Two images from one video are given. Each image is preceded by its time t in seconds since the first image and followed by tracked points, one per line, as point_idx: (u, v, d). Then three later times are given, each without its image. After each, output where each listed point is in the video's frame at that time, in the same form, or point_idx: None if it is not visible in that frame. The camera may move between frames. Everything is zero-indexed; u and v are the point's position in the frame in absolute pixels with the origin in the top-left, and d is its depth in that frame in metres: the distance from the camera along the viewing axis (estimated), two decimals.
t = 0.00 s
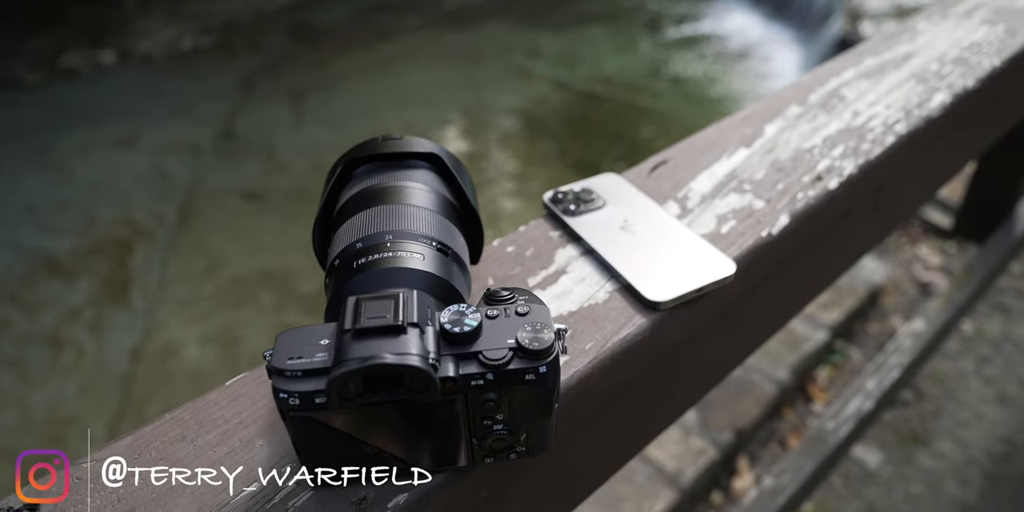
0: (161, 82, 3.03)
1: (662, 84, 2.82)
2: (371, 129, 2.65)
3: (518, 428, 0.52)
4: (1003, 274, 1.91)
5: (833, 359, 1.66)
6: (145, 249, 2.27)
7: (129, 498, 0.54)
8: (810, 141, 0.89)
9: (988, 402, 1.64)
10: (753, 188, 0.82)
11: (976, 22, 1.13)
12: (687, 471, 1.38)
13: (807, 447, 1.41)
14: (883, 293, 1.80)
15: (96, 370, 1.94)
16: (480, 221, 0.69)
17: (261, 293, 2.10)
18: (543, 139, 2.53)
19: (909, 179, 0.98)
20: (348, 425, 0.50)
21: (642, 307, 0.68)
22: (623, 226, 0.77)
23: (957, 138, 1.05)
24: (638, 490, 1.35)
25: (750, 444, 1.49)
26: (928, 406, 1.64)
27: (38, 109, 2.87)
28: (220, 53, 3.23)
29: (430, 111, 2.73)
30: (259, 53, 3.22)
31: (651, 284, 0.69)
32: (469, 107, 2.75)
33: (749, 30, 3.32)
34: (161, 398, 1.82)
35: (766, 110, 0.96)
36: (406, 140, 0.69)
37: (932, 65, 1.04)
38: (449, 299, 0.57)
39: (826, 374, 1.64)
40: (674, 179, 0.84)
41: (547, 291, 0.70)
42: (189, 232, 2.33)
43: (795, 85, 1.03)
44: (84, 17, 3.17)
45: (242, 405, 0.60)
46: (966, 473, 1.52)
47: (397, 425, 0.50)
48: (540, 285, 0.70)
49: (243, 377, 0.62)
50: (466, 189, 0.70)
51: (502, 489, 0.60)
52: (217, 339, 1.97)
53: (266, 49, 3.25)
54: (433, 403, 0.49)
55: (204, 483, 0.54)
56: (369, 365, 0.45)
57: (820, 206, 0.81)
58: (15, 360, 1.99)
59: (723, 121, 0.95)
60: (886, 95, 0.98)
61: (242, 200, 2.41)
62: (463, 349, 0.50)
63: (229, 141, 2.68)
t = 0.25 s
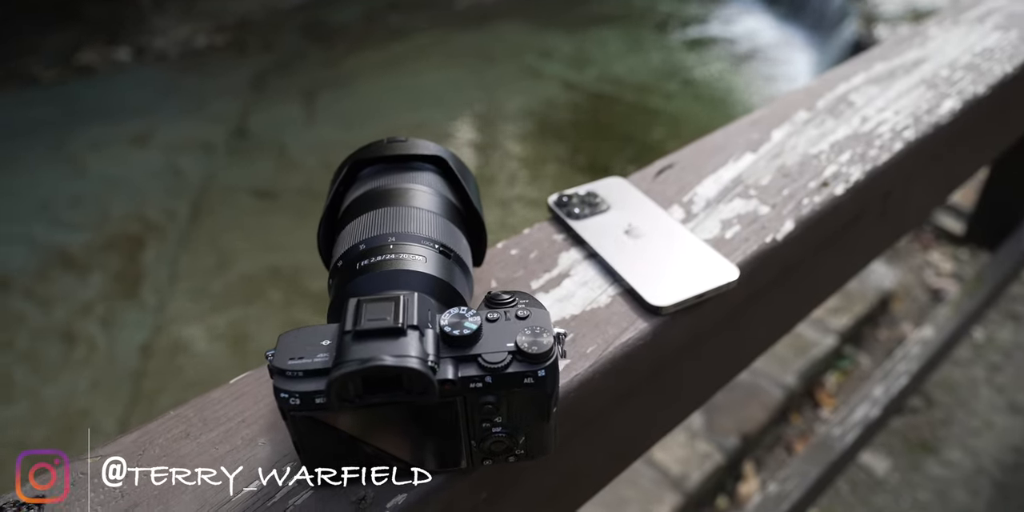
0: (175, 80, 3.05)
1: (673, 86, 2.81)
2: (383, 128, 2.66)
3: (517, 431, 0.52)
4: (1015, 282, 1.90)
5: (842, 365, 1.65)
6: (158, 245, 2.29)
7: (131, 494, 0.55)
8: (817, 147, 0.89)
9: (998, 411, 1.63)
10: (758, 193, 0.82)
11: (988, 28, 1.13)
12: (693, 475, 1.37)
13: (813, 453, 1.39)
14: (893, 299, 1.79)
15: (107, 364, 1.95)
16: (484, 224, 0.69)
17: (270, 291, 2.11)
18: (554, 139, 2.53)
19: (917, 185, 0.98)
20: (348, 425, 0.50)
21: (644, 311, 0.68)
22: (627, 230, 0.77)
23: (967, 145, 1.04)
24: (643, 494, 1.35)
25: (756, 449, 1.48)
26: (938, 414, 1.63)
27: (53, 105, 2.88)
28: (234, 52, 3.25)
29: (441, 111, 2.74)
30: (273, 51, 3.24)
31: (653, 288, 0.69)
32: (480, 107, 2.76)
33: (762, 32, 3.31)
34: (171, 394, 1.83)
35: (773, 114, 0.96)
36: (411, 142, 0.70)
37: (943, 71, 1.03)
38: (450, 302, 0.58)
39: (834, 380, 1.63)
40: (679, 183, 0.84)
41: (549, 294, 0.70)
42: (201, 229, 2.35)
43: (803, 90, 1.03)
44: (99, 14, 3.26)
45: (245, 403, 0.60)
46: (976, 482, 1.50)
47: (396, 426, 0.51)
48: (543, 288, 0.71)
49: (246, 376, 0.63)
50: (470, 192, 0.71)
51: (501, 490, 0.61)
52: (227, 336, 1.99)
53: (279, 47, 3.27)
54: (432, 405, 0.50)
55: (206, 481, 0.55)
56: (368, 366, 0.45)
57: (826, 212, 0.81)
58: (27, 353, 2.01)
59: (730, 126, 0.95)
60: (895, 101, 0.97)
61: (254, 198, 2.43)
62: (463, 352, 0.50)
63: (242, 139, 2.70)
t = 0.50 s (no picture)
0: (188, 78, 3.06)
1: (684, 87, 2.80)
2: (393, 127, 2.67)
3: (509, 431, 0.53)
4: None
5: (849, 370, 1.64)
6: (169, 241, 2.30)
7: (129, 488, 0.55)
8: (821, 150, 0.89)
9: (1007, 418, 1.62)
10: (760, 196, 0.81)
11: (997, 32, 1.12)
12: (696, 478, 1.37)
13: (817, 457, 1.39)
14: (902, 304, 1.78)
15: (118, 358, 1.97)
16: (482, 224, 0.69)
17: (279, 288, 2.12)
18: (563, 140, 2.53)
19: (922, 189, 0.97)
20: (341, 422, 0.51)
21: (641, 312, 0.68)
22: (627, 232, 0.77)
23: (974, 149, 1.03)
24: (646, 495, 1.35)
25: (761, 453, 1.48)
26: (945, 420, 1.62)
27: (69, 101, 2.90)
28: (247, 50, 3.27)
29: (452, 110, 2.75)
30: (285, 50, 3.25)
31: (651, 290, 0.69)
32: (490, 107, 2.76)
33: (775, 35, 3.29)
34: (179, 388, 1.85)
35: (777, 117, 0.96)
36: (411, 142, 0.70)
37: (951, 75, 1.02)
38: (446, 301, 0.58)
39: (841, 385, 1.62)
40: (681, 185, 0.84)
41: (547, 295, 0.70)
42: (211, 225, 2.36)
43: (809, 93, 1.03)
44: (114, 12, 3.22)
45: (242, 399, 0.61)
46: (983, 489, 1.49)
47: (389, 423, 0.51)
48: (540, 289, 0.71)
49: (244, 372, 0.63)
50: (470, 192, 0.71)
51: (495, 489, 0.61)
52: (236, 332, 2.00)
53: (292, 45, 3.28)
54: (424, 403, 0.50)
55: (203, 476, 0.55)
56: (360, 364, 0.45)
57: (828, 216, 0.80)
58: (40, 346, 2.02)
59: (734, 128, 0.95)
60: (901, 104, 0.96)
61: (264, 195, 2.44)
62: (455, 351, 0.50)
63: (253, 137, 2.71)
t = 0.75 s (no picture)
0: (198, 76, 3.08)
1: (692, 88, 2.80)
2: (400, 126, 2.67)
3: (496, 431, 0.53)
4: None
5: (853, 374, 1.64)
6: (176, 238, 2.31)
7: (120, 483, 0.56)
8: (819, 153, 0.88)
9: (1013, 424, 1.60)
10: (757, 198, 0.81)
11: (1002, 35, 1.11)
12: (697, 480, 1.37)
13: (817, 460, 1.38)
14: (907, 308, 1.77)
15: (125, 355, 1.98)
16: (476, 225, 0.70)
17: (285, 286, 2.12)
18: (570, 140, 2.52)
19: (922, 193, 0.97)
20: (328, 420, 0.51)
21: (634, 314, 0.68)
22: (622, 233, 0.77)
23: (976, 153, 1.03)
24: (646, 497, 1.35)
25: (763, 456, 1.47)
26: (950, 425, 1.61)
27: (79, 98, 2.91)
28: (256, 48, 3.28)
29: (459, 110, 2.75)
30: (295, 49, 3.26)
31: (644, 292, 0.69)
32: (497, 107, 2.76)
33: (784, 36, 3.28)
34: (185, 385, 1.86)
35: (777, 119, 0.96)
36: (405, 142, 0.70)
37: (953, 78, 1.02)
38: (436, 301, 0.58)
39: (845, 388, 1.62)
40: (678, 187, 0.84)
41: (540, 296, 0.70)
42: (218, 223, 2.36)
43: (809, 95, 1.02)
44: (123, 10, 3.28)
45: (234, 396, 0.61)
46: (987, 495, 1.48)
47: (377, 422, 0.51)
48: (534, 290, 0.71)
49: (237, 370, 0.64)
50: (463, 193, 0.71)
51: (484, 489, 0.61)
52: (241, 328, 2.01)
53: (302, 44, 3.29)
54: (411, 402, 0.50)
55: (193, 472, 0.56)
56: (345, 363, 0.46)
57: (824, 219, 0.80)
58: (48, 342, 2.04)
59: (733, 130, 0.95)
60: (902, 107, 0.96)
61: (271, 193, 2.44)
62: (442, 351, 0.50)
63: (261, 135, 2.73)
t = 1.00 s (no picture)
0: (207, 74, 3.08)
1: (700, 89, 2.79)
2: (409, 125, 2.67)
3: (490, 433, 0.53)
4: None
5: (860, 378, 1.63)
6: (186, 235, 2.32)
7: (117, 480, 0.56)
8: (823, 156, 0.88)
9: (1021, 430, 1.59)
10: (758, 202, 0.81)
11: (1010, 38, 1.11)
12: (701, 483, 1.37)
13: (820, 464, 1.38)
14: (915, 312, 1.76)
15: (135, 351, 1.99)
16: (475, 227, 0.70)
17: (294, 284, 2.10)
18: (578, 140, 2.52)
19: (928, 198, 0.96)
20: (323, 419, 0.51)
21: (633, 317, 0.68)
22: (621, 236, 0.77)
23: (982, 158, 1.02)
24: (650, 499, 1.35)
25: (768, 460, 1.47)
26: (957, 431, 1.59)
27: (91, 95, 2.91)
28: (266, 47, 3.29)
29: (468, 110, 2.75)
30: (305, 47, 3.27)
31: (643, 295, 0.69)
32: (506, 107, 2.76)
33: (794, 37, 3.27)
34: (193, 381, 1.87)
35: (780, 122, 0.95)
36: (406, 143, 0.71)
37: (960, 81, 1.01)
38: (433, 303, 0.58)
39: (851, 392, 1.61)
40: (680, 190, 0.84)
41: (538, 298, 0.70)
42: (228, 220, 2.38)
43: (814, 98, 1.02)
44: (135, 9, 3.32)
45: (232, 395, 0.62)
46: (994, 502, 1.47)
47: (371, 422, 0.52)
48: (533, 291, 0.71)
49: (236, 369, 0.64)
50: (463, 195, 0.72)
51: (480, 490, 0.61)
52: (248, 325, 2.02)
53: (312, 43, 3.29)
54: (405, 403, 0.51)
55: (191, 470, 0.56)
56: (339, 364, 0.46)
57: (826, 223, 0.79)
58: (59, 337, 2.04)
59: (736, 133, 0.94)
60: (908, 111, 0.95)
61: (281, 192, 2.44)
62: (437, 352, 0.50)
63: (270, 133, 2.73)
